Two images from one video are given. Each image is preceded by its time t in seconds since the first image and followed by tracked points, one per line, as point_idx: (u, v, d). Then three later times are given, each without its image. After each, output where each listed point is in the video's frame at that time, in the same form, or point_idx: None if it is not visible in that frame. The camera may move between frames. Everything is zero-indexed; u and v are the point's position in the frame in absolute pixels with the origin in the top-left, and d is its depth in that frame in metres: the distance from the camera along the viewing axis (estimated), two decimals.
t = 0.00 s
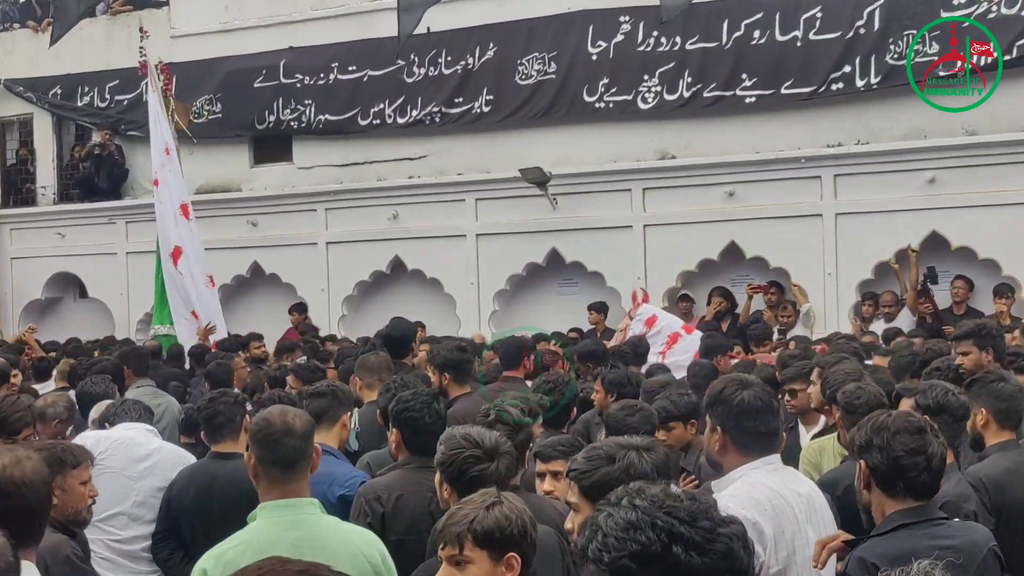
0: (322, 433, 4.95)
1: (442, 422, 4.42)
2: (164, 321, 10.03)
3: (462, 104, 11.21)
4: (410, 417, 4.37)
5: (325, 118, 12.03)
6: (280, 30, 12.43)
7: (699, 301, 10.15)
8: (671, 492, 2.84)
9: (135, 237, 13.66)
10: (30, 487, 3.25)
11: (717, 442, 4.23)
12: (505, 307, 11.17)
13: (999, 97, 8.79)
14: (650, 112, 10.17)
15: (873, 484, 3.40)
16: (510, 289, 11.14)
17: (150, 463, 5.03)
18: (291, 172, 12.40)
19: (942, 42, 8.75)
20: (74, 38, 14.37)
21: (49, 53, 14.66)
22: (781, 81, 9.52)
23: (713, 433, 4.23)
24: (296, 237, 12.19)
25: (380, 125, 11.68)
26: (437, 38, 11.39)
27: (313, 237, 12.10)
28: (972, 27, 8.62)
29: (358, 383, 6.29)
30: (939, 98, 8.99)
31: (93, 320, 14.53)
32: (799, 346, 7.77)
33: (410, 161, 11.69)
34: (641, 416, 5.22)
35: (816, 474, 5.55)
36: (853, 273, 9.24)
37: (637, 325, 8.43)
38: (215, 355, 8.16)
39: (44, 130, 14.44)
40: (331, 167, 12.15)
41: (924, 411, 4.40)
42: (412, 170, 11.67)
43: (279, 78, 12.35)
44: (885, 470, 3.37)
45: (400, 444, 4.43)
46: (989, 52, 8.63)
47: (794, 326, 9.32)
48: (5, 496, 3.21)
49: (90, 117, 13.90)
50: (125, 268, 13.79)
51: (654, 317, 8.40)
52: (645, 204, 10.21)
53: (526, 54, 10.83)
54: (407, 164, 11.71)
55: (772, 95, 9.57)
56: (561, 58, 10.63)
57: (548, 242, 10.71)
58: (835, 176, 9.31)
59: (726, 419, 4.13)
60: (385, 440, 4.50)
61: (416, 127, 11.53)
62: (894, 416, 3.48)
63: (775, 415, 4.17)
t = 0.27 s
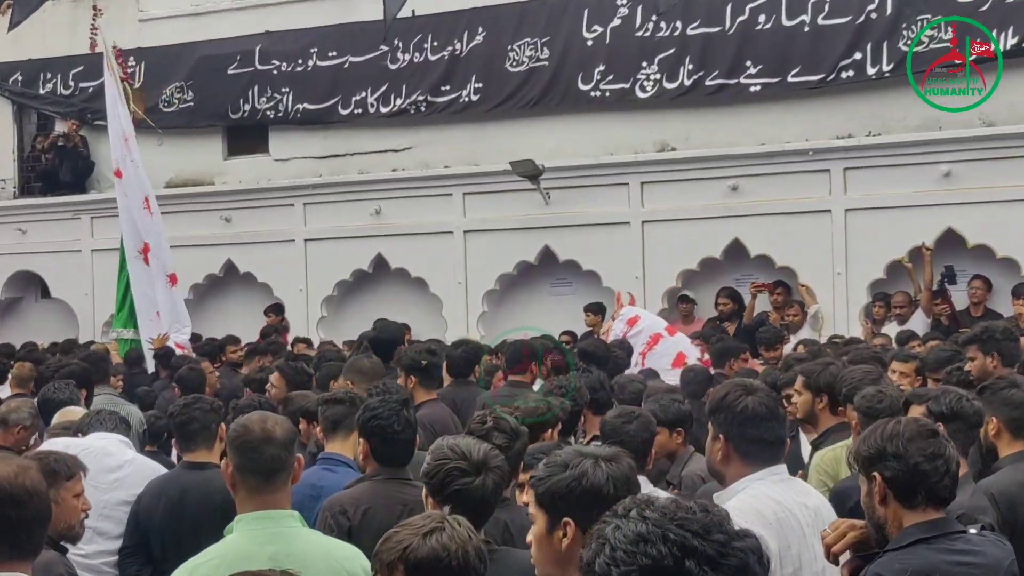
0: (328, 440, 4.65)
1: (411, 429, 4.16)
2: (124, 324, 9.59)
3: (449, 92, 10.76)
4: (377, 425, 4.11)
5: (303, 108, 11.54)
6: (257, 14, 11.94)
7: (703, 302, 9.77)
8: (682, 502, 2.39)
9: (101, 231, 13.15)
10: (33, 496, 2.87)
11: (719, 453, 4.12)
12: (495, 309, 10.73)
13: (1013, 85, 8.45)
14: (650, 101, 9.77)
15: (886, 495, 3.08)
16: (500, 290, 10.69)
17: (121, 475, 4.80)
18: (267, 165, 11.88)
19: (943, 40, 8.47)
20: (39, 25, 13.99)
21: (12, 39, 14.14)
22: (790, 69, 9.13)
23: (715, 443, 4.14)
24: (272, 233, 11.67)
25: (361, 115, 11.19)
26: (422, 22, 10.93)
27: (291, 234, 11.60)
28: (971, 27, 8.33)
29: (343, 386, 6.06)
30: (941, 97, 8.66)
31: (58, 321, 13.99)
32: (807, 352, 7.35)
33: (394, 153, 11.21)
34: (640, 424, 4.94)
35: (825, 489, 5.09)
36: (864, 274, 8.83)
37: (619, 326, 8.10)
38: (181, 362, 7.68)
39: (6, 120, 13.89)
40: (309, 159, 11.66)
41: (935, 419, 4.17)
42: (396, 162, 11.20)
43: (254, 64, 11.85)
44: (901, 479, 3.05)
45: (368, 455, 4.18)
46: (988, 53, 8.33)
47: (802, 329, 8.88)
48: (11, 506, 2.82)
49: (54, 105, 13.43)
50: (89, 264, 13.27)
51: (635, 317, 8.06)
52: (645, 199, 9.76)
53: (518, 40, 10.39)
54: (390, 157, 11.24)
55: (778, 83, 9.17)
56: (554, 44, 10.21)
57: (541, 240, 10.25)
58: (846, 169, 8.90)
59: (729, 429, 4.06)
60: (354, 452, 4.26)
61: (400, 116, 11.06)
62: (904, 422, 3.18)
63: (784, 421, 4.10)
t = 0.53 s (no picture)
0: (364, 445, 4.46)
1: (378, 436, 4.18)
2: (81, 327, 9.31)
3: (438, 77, 10.40)
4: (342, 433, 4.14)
5: (280, 94, 11.07)
6: None
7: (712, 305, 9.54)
8: (696, 513, 2.14)
9: (64, 227, 12.62)
10: (24, 507, 2.80)
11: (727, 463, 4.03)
12: (489, 309, 10.37)
13: (1018, 71, 8.39)
14: (655, 87, 9.52)
15: (903, 513, 2.99)
16: (494, 288, 10.32)
17: (87, 487, 4.79)
18: (243, 156, 11.39)
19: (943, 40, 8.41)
20: None
21: None
22: (803, 53, 8.94)
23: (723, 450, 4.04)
24: (246, 229, 11.20)
25: (346, 101, 10.80)
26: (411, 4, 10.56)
27: (268, 229, 11.11)
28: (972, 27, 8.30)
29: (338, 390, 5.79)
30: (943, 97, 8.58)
31: (19, 320, 13.38)
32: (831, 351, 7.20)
33: (379, 143, 10.77)
34: (646, 429, 4.75)
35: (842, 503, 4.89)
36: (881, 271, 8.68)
37: (604, 329, 7.54)
38: (151, 367, 7.28)
39: None
40: (287, 150, 11.18)
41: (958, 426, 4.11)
42: (381, 151, 10.76)
43: (230, 47, 11.37)
44: (922, 495, 2.95)
45: (335, 465, 4.14)
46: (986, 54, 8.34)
47: (817, 329, 8.73)
48: (4, 517, 2.74)
49: (17, 91, 12.99)
50: (53, 261, 12.73)
51: (620, 319, 7.49)
52: (649, 190, 9.51)
53: (513, 21, 10.11)
54: (374, 148, 10.80)
55: (792, 67, 8.99)
56: (552, 24, 9.94)
57: (538, 235, 9.94)
58: (863, 159, 8.72)
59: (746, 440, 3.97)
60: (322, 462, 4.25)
61: (386, 103, 10.66)
62: (922, 432, 3.10)
63: (795, 429, 3.97)
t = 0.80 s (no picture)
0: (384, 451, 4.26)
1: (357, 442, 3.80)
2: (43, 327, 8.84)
3: (431, 63, 10.00)
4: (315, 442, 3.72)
5: (263, 79, 10.66)
6: None
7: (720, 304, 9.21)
8: (714, 522, 2.09)
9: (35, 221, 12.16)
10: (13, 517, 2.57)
11: (739, 470, 3.71)
12: (484, 309, 9.99)
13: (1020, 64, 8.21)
14: (662, 72, 9.19)
15: (922, 524, 2.83)
16: (490, 287, 9.91)
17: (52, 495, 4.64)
18: (224, 145, 10.96)
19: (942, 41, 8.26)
20: None
21: None
22: (819, 36, 8.64)
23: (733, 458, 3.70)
24: (228, 224, 10.77)
25: (334, 86, 10.39)
26: None
27: (250, 223, 10.67)
28: (971, 26, 8.14)
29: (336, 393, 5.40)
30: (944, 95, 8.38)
31: None
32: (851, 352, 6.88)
33: (365, 130, 10.40)
34: (657, 436, 4.39)
35: (863, 515, 4.47)
36: (904, 269, 8.37)
37: (582, 333, 7.23)
38: (124, 368, 6.86)
39: None
40: (270, 139, 10.76)
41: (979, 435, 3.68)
42: (369, 141, 10.38)
43: (212, 30, 10.94)
44: (941, 506, 2.79)
45: (311, 475, 3.78)
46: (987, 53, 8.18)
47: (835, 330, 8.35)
48: None
49: None
50: (25, 256, 12.25)
51: (599, 323, 7.23)
52: (653, 182, 9.13)
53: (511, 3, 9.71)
54: (364, 137, 10.40)
55: (807, 52, 8.69)
56: (553, 7, 9.56)
57: (538, 230, 9.52)
58: (884, 150, 8.41)
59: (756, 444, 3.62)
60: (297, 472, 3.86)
61: (376, 90, 10.27)
62: (937, 440, 2.93)
63: (812, 436, 3.68)
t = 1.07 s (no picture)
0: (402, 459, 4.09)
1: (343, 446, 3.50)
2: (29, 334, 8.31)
3: (430, 42, 9.57)
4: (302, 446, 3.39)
5: (251, 59, 10.21)
6: None
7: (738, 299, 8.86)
8: (741, 530, 1.92)
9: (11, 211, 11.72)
10: None
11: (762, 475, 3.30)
12: (486, 305, 9.60)
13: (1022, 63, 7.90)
14: (677, 52, 8.77)
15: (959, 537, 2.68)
16: (493, 282, 9.53)
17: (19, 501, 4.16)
18: (210, 129, 10.51)
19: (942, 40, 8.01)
20: None
21: None
22: (846, 14, 8.21)
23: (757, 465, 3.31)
24: (216, 213, 10.35)
25: (324, 67, 9.94)
26: None
27: (238, 214, 10.27)
28: (972, 25, 7.92)
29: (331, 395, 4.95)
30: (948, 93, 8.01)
31: None
32: (876, 352, 6.49)
33: (359, 114, 9.95)
34: (676, 441, 3.96)
35: (890, 527, 4.01)
36: (933, 263, 8.04)
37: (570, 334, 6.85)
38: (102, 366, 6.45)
39: None
40: (257, 124, 10.31)
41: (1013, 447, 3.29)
42: (363, 126, 9.94)
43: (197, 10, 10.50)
44: (978, 516, 2.64)
45: (292, 481, 3.48)
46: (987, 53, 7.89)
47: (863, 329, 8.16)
48: None
49: None
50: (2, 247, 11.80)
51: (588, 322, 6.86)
52: (667, 169, 8.79)
53: None
54: (357, 122, 9.96)
55: (831, 31, 8.25)
56: None
57: (544, 221, 9.16)
58: (913, 137, 8.07)
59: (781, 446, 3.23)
60: (281, 479, 3.57)
61: (370, 72, 9.83)
62: (974, 445, 2.76)
63: (838, 442, 3.26)
